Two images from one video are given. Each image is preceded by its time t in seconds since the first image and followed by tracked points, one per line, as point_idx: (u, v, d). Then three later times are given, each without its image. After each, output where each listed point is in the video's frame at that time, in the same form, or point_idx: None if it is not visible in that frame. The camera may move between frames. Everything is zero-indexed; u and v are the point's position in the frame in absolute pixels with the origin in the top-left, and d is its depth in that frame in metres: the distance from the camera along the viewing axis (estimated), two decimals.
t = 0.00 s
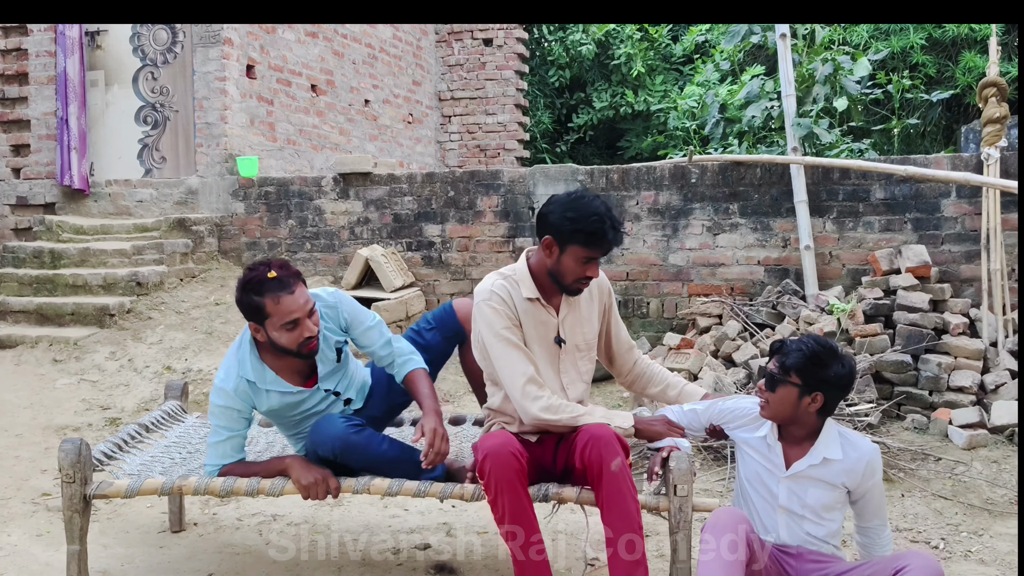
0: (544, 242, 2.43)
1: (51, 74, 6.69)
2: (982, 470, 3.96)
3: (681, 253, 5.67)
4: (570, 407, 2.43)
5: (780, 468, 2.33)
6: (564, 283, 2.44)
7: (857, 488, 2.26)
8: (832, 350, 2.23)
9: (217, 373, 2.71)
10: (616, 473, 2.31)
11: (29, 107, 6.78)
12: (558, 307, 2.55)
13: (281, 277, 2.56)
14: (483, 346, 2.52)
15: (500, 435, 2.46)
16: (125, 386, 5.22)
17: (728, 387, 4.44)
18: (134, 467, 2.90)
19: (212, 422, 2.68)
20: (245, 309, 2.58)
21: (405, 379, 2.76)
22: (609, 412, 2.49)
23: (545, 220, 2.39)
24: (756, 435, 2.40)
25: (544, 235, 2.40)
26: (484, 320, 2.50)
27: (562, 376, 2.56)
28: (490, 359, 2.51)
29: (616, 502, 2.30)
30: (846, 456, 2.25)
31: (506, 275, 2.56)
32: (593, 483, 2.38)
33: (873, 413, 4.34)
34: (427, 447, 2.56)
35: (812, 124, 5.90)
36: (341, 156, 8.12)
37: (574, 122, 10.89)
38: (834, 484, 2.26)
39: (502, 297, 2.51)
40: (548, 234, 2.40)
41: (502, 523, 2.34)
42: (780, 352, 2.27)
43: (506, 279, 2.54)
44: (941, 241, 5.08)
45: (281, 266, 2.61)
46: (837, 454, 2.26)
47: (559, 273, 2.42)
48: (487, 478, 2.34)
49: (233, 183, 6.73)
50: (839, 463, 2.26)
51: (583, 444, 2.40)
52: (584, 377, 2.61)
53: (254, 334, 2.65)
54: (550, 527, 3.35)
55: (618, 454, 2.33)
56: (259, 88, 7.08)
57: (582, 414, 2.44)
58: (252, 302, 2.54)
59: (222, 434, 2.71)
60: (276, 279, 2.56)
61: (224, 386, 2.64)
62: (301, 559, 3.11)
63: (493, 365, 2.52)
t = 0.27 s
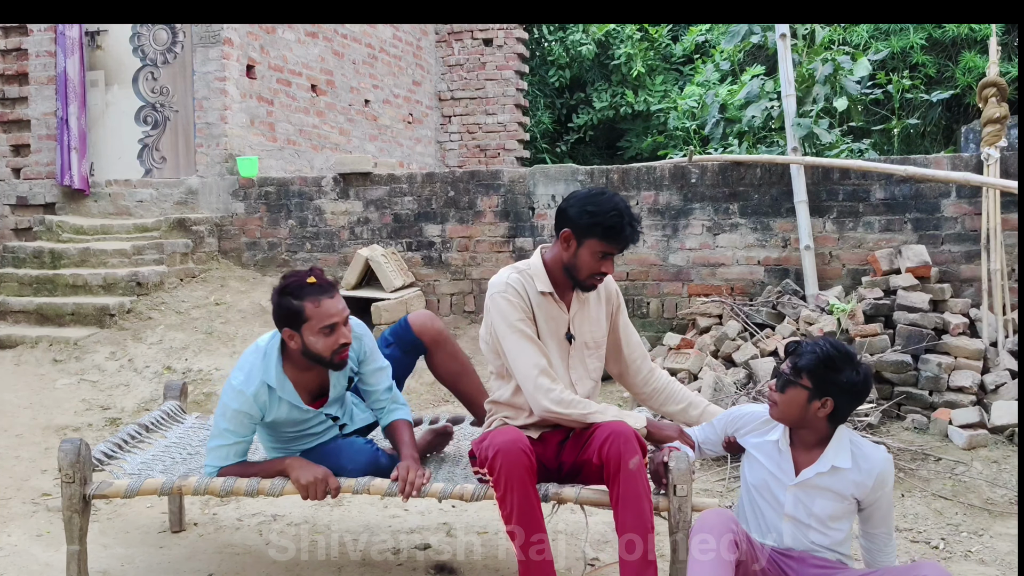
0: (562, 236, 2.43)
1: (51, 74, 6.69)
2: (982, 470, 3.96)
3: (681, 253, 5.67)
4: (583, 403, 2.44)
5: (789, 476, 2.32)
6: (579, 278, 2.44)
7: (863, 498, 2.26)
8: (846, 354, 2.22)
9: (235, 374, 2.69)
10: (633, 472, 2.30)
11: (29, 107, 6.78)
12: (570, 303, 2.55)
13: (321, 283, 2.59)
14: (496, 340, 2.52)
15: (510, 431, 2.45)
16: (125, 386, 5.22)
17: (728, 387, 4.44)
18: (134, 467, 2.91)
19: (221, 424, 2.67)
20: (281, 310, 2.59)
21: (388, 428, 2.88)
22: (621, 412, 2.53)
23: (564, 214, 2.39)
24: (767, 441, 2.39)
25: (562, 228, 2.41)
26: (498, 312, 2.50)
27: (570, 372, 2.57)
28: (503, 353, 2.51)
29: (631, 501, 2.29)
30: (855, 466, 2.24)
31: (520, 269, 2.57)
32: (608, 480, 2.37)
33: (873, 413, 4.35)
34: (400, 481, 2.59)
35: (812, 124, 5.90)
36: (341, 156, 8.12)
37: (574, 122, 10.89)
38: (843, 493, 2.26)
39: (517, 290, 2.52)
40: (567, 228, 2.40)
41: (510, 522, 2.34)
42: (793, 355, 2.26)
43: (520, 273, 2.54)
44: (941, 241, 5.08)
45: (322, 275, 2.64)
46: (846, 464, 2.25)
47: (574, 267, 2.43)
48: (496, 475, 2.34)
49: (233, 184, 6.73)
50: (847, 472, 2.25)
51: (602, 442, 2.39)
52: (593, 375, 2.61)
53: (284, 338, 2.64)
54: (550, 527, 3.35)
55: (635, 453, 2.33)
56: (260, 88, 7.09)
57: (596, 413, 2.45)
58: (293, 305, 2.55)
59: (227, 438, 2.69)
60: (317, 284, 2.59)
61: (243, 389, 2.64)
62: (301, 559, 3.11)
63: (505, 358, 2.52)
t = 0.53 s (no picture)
0: (565, 234, 2.43)
1: (51, 74, 6.69)
2: (982, 469, 3.96)
3: (681, 253, 5.67)
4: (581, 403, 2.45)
5: (789, 479, 2.31)
6: (580, 276, 2.44)
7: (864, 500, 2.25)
8: (848, 357, 2.22)
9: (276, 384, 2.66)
10: (634, 471, 2.30)
11: (29, 107, 6.78)
12: (571, 303, 2.55)
13: (372, 295, 2.57)
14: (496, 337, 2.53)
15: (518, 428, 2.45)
16: (125, 386, 5.22)
17: (728, 387, 4.44)
18: (135, 466, 2.91)
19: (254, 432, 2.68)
20: (330, 320, 2.56)
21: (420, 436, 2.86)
22: (615, 411, 2.53)
23: (564, 211, 2.40)
24: (767, 443, 2.38)
25: (563, 226, 2.42)
26: (496, 310, 2.50)
27: (570, 371, 2.57)
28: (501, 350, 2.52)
29: (632, 501, 2.29)
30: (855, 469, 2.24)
31: (522, 268, 2.57)
32: (608, 480, 2.37)
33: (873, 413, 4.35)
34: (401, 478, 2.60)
35: (812, 124, 5.90)
36: (341, 156, 8.12)
37: (574, 122, 10.89)
38: (844, 496, 2.25)
39: (516, 288, 2.52)
40: (568, 225, 2.40)
41: (516, 520, 2.35)
42: (794, 356, 2.25)
43: (521, 271, 2.55)
44: (941, 241, 5.08)
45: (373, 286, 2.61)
46: (847, 467, 2.25)
47: (575, 265, 2.43)
48: (506, 471, 2.34)
49: (233, 183, 6.74)
50: (848, 475, 2.25)
51: (603, 441, 2.39)
52: (593, 375, 2.61)
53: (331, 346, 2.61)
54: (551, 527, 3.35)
55: (637, 452, 2.33)
56: (259, 88, 7.08)
57: (590, 412, 2.45)
58: (344, 317, 2.52)
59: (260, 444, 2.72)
60: (368, 297, 2.56)
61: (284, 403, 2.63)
62: (301, 559, 3.11)
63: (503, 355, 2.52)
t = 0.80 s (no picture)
0: (568, 234, 2.43)
1: (51, 74, 6.69)
2: (982, 469, 3.96)
3: (681, 253, 5.67)
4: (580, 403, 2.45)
5: (789, 479, 2.31)
6: (581, 277, 2.44)
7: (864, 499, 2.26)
8: (842, 353, 2.23)
9: (313, 355, 2.67)
10: (633, 471, 2.30)
11: (29, 107, 6.78)
12: (571, 304, 2.55)
13: (421, 284, 2.59)
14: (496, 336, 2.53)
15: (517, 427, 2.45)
16: (125, 386, 5.22)
17: (728, 387, 4.44)
18: (135, 466, 2.91)
19: (283, 401, 2.62)
20: (380, 304, 2.59)
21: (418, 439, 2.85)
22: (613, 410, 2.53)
23: (568, 211, 2.40)
24: (766, 443, 2.38)
25: (566, 226, 2.42)
26: (497, 309, 2.50)
27: (568, 372, 2.57)
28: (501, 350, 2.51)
29: (630, 501, 2.29)
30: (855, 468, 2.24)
31: (523, 267, 2.57)
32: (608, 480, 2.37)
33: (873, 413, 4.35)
34: (400, 478, 2.59)
35: (812, 124, 5.90)
36: (341, 155, 8.11)
37: (574, 122, 10.89)
38: (844, 495, 2.26)
39: (517, 288, 2.52)
40: (571, 225, 2.40)
41: (515, 520, 2.34)
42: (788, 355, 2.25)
43: (522, 270, 2.55)
44: (941, 241, 5.08)
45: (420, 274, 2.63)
46: (847, 466, 2.25)
47: (577, 265, 2.43)
48: (506, 471, 2.34)
49: (233, 183, 6.74)
50: (848, 474, 2.25)
51: (602, 441, 2.39)
52: (591, 376, 2.61)
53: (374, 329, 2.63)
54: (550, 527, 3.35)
55: (636, 452, 2.33)
56: (259, 88, 7.08)
57: (589, 413, 2.45)
58: (396, 304, 2.54)
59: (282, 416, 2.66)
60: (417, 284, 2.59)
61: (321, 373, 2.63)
62: (301, 559, 3.11)
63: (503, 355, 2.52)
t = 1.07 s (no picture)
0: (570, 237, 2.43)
1: (51, 74, 6.70)
2: (982, 469, 3.96)
3: (681, 253, 5.67)
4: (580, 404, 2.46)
5: (800, 479, 2.30)
6: (581, 279, 2.44)
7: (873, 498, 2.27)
8: (843, 356, 2.23)
9: (311, 314, 2.77)
10: (631, 471, 2.30)
11: (29, 107, 6.78)
12: (571, 306, 2.55)
13: (416, 247, 2.74)
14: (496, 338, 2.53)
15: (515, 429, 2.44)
16: (125, 386, 5.22)
17: (728, 386, 4.44)
18: (135, 466, 2.91)
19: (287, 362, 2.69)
20: (379, 260, 2.73)
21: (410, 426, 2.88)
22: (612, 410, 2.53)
23: (569, 213, 2.41)
24: (771, 447, 2.37)
25: (567, 228, 2.42)
26: (496, 311, 2.50)
27: (568, 373, 2.57)
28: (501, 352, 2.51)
29: (629, 501, 2.29)
30: (865, 467, 2.25)
31: (523, 269, 2.57)
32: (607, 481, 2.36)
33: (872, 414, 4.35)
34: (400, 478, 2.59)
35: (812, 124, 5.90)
36: (341, 155, 8.11)
37: (574, 122, 10.89)
38: (854, 492, 2.27)
39: (516, 290, 2.52)
40: (571, 227, 2.41)
41: (513, 519, 2.34)
42: (789, 361, 2.25)
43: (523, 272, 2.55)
44: (941, 241, 5.08)
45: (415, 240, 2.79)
46: (857, 466, 2.25)
47: (578, 268, 2.43)
48: (502, 471, 2.34)
49: (233, 183, 6.73)
50: (858, 473, 2.26)
51: (600, 441, 2.40)
52: (591, 378, 2.61)
53: (372, 288, 2.74)
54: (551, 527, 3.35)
55: (634, 452, 2.33)
56: (259, 88, 7.08)
57: (588, 413, 2.46)
58: (395, 256, 2.68)
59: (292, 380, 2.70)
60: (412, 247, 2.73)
61: (321, 327, 2.72)
62: (301, 559, 3.11)
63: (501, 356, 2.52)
